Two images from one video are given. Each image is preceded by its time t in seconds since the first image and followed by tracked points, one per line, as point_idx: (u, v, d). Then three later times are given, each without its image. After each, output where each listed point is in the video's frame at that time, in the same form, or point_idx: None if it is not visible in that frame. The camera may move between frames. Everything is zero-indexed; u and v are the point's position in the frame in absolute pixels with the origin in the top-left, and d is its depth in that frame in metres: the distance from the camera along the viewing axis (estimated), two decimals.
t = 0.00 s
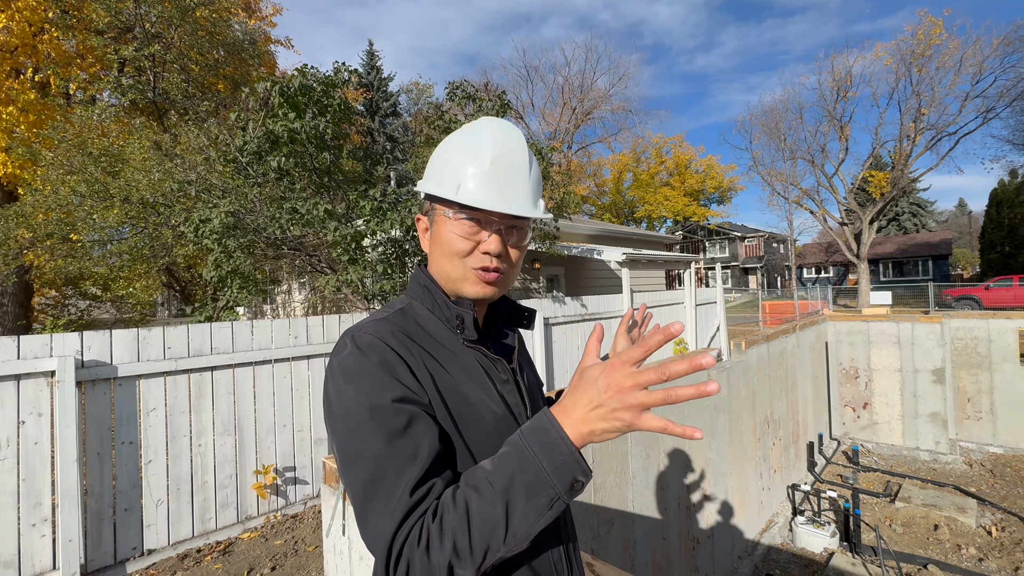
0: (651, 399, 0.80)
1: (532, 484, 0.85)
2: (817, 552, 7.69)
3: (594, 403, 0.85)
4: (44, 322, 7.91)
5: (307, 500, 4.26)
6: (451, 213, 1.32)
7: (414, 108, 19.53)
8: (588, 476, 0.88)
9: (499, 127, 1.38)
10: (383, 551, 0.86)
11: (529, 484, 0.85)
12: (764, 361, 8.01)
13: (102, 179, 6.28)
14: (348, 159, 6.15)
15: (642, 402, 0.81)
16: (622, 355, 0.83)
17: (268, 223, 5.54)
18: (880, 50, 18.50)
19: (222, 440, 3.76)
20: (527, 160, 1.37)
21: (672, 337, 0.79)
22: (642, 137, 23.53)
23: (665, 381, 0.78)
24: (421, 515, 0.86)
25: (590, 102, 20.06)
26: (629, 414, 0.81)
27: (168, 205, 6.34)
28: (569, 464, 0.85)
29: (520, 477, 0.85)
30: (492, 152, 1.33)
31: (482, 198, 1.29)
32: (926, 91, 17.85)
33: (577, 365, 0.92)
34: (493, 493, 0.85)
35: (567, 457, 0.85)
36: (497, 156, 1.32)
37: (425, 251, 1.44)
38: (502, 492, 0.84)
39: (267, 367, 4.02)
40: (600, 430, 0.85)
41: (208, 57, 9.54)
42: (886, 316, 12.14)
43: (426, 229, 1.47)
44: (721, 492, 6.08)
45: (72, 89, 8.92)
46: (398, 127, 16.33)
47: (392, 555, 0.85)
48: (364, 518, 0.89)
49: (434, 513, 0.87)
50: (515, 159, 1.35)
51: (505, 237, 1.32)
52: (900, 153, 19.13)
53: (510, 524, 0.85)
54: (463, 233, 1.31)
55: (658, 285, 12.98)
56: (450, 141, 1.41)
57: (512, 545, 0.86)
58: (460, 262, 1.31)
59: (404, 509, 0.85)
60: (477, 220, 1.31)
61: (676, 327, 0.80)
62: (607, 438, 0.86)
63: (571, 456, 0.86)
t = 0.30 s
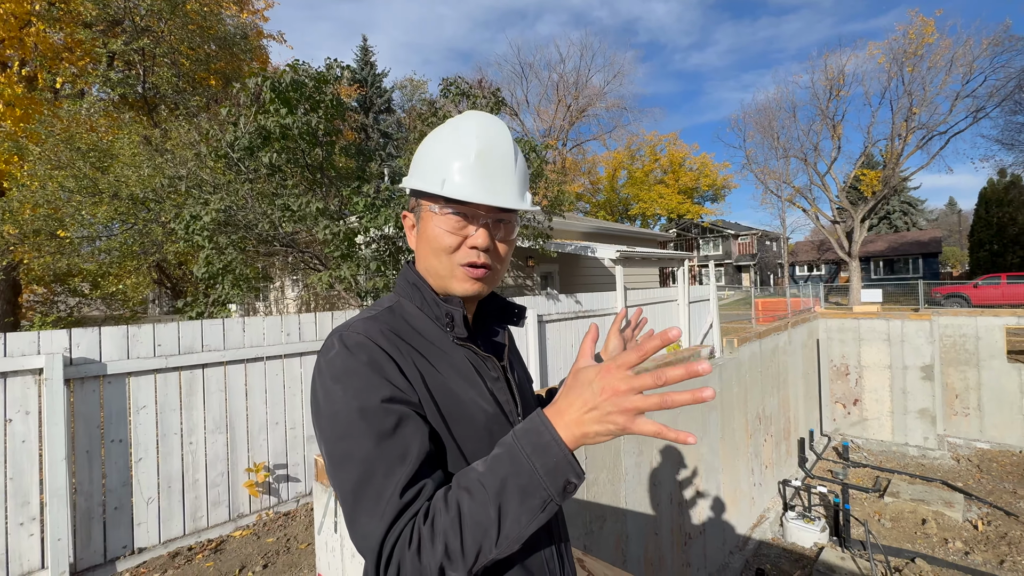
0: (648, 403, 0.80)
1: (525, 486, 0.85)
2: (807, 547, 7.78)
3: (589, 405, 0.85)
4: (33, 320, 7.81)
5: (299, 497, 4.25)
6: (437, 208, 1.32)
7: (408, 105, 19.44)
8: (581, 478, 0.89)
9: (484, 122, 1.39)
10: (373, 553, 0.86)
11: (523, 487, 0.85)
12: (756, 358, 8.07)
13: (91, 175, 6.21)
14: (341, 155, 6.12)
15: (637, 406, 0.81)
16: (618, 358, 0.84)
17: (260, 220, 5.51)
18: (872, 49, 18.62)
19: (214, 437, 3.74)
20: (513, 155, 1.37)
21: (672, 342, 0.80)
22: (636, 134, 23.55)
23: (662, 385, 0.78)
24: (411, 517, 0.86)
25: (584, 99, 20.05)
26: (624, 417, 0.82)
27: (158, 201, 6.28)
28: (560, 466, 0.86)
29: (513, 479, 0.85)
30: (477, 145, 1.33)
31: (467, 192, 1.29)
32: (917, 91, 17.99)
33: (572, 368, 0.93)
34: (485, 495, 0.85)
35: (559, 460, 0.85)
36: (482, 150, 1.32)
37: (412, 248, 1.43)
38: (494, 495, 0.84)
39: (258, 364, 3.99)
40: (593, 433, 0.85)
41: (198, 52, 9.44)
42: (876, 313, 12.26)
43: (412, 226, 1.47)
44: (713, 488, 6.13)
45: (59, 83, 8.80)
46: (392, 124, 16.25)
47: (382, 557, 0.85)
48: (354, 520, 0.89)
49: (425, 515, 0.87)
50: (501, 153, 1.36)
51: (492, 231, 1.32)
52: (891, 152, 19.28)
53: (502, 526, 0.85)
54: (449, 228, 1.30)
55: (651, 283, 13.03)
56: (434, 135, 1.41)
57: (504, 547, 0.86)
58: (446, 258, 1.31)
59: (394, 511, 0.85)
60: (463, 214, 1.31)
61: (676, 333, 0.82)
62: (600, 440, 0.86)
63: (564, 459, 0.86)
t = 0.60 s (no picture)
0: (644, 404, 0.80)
1: (518, 486, 0.85)
2: (799, 542, 7.85)
3: (585, 406, 0.86)
4: (21, 317, 7.66)
5: (293, 495, 4.23)
6: (429, 205, 1.32)
7: (402, 101, 19.34)
8: (575, 477, 0.89)
9: (476, 116, 1.38)
10: (366, 554, 0.86)
11: (516, 487, 0.85)
12: (750, 355, 8.11)
13: (81, 170, 6.16)
14: (335, 152, 6.08)
15: (633, 408, 0.81)
16: (615, 359, 0.83)
17: (254, 217, 5.44)
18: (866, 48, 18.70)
19: (207, 435, 3.72)
20: (505, 150, 1.37)
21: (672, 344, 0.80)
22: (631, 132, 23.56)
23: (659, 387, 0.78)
24: (403, 516, 0.86)
25: (580, 96, 20.03)
26: (619, 419, 0.82)
27: (149, 197, 6.22)
28: (555, 466, 0.86)
29: (505, 479, 0.85)
30: (470, 141, 1.33)
31: (460, 187, 1.28)
32: (910, 90, 18.10)
33: (568, 369, 0.93)
34: (478, 495, 0.85)
35: (553, 459, 0.85)
36: (475, 146, 1.32)
37: (404, 245, 1.43)
38: (487, 494, 0.85)
39: (252, 362, 3.97)
40: (588, 433, 0.86)
41: (190, 46, 9.35)
42: (868, 311, 12.35)
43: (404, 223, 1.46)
44: (706, 484, 6.18)
45: (49, 77, 8.68)
46: (386, 120, 16.16)
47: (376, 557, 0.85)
48: (347, 519, 0.89)
49: (418, 515, 0.87)
50: (493, 149, 1.35)
51: (485, 228, 1.32)
52: (884, 151, 19.41)
53: (495, 526, 0.85)
54: (441, 225, 1.30)
55: (646, 280, 13.07)
56: (425, 130, 1.40)
57: (497, 547, 0.86)
58: (439, 254, 1.30)
59: (386, 511, 0.85)
60: (455, 211, 1.30)
61: (676, 336, 0.82)
62: (595, 440, 0.87)
63: (558, 458, 0.86)
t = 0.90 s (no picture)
0: (635, 399, 0.80)
1: (509, 481, 0.85)
2: (792, 537, 7.90)
3: (576, 400, 0.85)
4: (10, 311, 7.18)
5: (288, 492, 4.22)
6: (422, 200, 1.31)
7: (398, 97, 19.25)
8: (567, 472, 0.89)
9: (470, 111, 1.37)
10: (355, 551, 0.86)
11: (507, 483, 0.85)
12: (744, 353, 8.14)
13: (73, 166, 6.10)
14: (330, 148, 6.04)
15: (624, 401, 0.81)
16: (607, 353, 0.83)
17: (248, 213, 5.41)
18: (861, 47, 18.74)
19: (201, 433, 3.71)
20: (499, 147, 1.36)
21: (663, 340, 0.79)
22: (628, 129, 23.55)
23: (649, 380, 0.78)
24: (393, 513, 0.86)
25: (576, 94, 19.98)
26: (610, 413, 0.82)
27: (142, 193, 6.16)
28: (546, 460, 0.86)
29: (496, 475, 0.85)
30: (464, 136, 1.32)
31: (454, 183, 1.28)
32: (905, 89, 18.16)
33: (560, 363, 0.92)
34: (469, 491, 0.85)
35: (544, 453, 0.85)
36: (469, 141, 1.31)
37: (397, 240, 1.42)
38: (478, 490, 0.85)
39: (247, 359, 3.95)
40: (579, 428, 0.85)
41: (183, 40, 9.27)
42: (862, 308, 12.42)
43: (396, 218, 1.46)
44: (701, 480, 6.20)
45: (39, 71, 8.57)
46: (382, 116, 16.09)
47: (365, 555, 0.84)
48: (336, 516, 0.88)
49: (407, 512, 0.87)
50: (488, 145, 1.34)
51: (477, 224, 1.31)
52: (878, 150, 19.49)
53: (486, 522, 0.85)
54: (433, 221, 1.30)
55: (641, 278, 13.09)
56: (419, 125, 1.40)
57: (487, 543, 0.86)
58: (431, 249, 1.30)
59: (376, 508, 0.85)
60: (447, 206, 1.30)
61: (667, 329, 0.82)
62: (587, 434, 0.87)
63: (549, 453, 0.86)
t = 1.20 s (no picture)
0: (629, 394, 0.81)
1: (508, 482, 0.85)
2: (787, 534, 7.97)
3: (571, 400, 0.86)
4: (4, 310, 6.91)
5: (284, 490, 4.21)
6: (436, 204, 1.28)
7: (395, 94, 19.20)
8: (564, 472, 0.89)
9: (481, 114, 1.38)
10: (355, 552, 0.86)
11: (506, 483, 0.85)
12: (740, 351, 8.18)
13: (66, 162, 6.07)
14: (327, 145, 6.02)
15: (619, 398, 0.81)
16: (598, 351, 0.84)
17: (243, 211, 5.38)
18: (858, 46, 18.80)
19: (197, 431, 3.69)
20: (508, 154, 1.39)
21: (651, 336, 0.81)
22: (624, 127, 23.54)
23: (642, 376, 0.79)
24: (393, 513, 0.86)
25: (574, 91, 19.95)
26: (605, 410, 0.83)
27: (136, 190, 6.12)
28: (544, 461, 0.86)
29: (496, 475, 0.85)
30: (479, 142, 1.32)
31: (474, 190, 1.27)
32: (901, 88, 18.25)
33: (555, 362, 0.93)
34: (469, 492, 0.85)
35: (543, 454, 0.86)
36: (485, 146, 1.33)
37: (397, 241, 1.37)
38: (477, 490, 0.85)
39: (242, 356, 3.94)
40: (576, 427, 0.86)
41: (178, 35, 9.24)
42: (857, 307, 12.48)
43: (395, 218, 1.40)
44: (696, 477, 6.24)
45: (32, 66, 8.51)
46: (379, 114, 16.07)
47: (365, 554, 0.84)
48: (335, 517, 0.88)
49: (407, 512, 0.87)
50: (499, 150, 1.37)
51: (488, 228, 1.33)
52: (874, 149, 19.57)
53: (485, 522, 0.85)
54: (446, 225, 1.27)
55: (638, 276, 13.12)
56: (426, 124, 1.36)
57: (486, 542, 0.86)
58: (443, 254, 1.28)
59: (375, 508, 0.85)
60: (460, 211, 1.28)
61: (656, 323, 0.83)
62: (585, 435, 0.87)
63: (547, 454, 0.86)
